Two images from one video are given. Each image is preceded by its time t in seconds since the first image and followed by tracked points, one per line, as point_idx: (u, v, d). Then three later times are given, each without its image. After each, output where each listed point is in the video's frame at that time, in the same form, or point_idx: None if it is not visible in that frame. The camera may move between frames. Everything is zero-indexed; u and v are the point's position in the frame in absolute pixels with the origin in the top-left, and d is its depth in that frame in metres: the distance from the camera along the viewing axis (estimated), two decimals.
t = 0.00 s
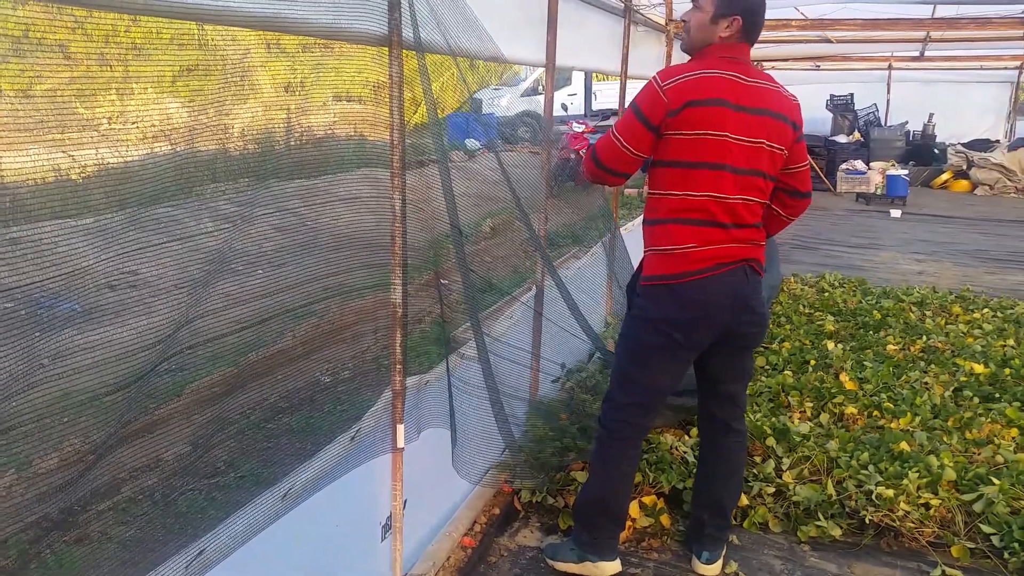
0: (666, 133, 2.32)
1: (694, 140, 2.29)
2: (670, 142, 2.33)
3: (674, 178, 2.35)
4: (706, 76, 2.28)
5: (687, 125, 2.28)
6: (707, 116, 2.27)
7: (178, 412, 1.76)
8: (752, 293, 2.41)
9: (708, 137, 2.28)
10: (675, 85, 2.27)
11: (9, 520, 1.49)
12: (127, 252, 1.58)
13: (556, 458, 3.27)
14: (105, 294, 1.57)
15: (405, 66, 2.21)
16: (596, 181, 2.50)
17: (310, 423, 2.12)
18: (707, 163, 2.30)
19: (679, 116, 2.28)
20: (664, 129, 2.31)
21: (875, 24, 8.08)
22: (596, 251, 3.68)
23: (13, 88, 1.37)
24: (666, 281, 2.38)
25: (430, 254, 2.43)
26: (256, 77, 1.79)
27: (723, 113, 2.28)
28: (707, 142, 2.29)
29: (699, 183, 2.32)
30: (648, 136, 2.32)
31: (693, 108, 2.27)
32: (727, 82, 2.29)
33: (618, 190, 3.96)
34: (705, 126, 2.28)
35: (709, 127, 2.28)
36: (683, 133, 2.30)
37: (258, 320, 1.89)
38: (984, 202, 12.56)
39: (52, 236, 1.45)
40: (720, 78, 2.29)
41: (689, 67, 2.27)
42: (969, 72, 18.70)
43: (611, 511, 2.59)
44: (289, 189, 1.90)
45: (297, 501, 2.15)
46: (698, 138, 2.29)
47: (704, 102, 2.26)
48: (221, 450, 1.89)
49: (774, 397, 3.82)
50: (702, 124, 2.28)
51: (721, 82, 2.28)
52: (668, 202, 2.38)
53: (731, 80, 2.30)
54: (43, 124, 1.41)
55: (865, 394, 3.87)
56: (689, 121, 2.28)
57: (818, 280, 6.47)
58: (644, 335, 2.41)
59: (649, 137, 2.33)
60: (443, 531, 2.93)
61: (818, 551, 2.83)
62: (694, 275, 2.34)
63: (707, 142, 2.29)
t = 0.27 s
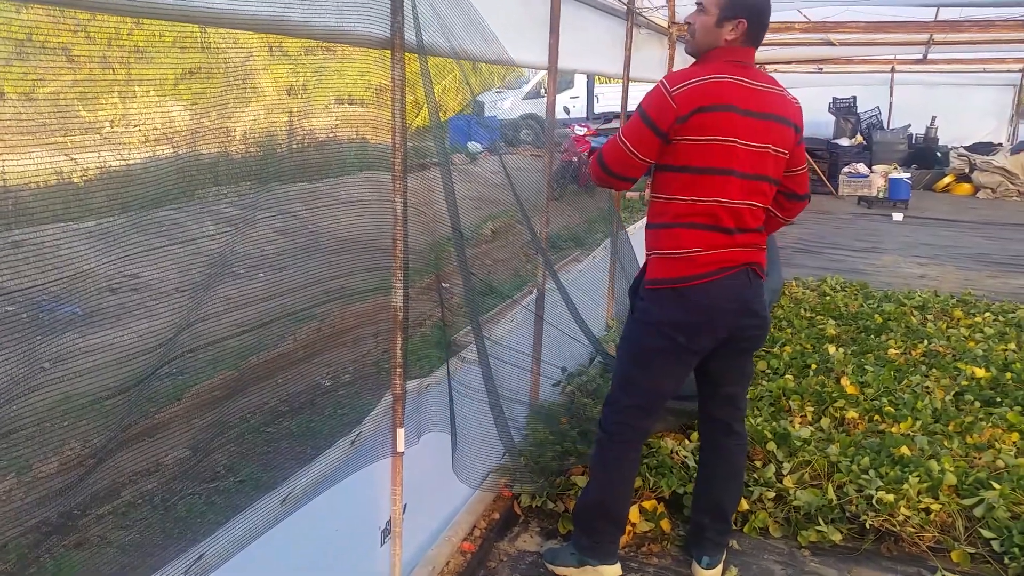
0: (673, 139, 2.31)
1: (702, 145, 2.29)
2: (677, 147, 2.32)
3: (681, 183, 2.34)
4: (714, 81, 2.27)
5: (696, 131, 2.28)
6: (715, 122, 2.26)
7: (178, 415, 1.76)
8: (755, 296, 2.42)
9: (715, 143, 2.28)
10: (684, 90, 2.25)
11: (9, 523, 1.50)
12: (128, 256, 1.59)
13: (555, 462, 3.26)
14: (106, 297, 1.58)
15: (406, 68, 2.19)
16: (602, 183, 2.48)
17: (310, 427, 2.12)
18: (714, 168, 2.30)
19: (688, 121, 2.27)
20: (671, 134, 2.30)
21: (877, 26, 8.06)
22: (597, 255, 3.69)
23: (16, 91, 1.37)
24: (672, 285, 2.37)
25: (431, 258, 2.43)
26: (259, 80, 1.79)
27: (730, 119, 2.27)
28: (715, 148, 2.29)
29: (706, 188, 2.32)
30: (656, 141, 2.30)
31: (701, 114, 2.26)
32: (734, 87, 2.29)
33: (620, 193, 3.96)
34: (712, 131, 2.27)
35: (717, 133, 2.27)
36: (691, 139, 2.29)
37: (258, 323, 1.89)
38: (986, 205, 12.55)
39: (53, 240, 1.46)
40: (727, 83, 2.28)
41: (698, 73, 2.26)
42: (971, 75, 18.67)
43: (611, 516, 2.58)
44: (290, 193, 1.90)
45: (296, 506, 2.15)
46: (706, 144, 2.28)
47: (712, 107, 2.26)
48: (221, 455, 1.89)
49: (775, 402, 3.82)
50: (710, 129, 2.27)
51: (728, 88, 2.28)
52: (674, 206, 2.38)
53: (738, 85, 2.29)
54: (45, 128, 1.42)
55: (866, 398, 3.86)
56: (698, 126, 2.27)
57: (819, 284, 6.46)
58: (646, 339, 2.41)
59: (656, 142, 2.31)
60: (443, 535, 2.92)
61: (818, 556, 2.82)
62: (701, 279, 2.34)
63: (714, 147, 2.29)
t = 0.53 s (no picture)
0: (646, 143, 2.34)
1: (675, 149, 2.31)
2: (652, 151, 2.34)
3: (655, 187, 2.37)
4: (687, 86, 2.29)
5: (668, 135, 2.30)
6: (688, 127, 2.29)
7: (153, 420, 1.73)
8: (731, 300, 2.44)
9: (689, 147, 2.30)
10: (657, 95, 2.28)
11: None
12: (104, 258, 1.57)
13: (534, 465, 3.26)
14: (81, 301, 1.56)
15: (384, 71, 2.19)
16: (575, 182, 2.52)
17: (287, 431, 2.10)
18: (688, 172, 2.32)
19: (661, 125, 2.30)
20: (644, 138, 2.33)
21: (853, 33, 8.18)
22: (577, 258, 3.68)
23: None
24: (647, 287, 2.39)
25: (410, 261, 2.43)
26: (236, 81, 1.78)
27: (703, 124, 2.29)
28: (689, 152, 2.31)
29: (680, 193, 2.34)
30: (628, 144, 2.34)
31: (674, 119, 2.29)
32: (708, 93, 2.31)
33: (598, 196, 3.97)
34: (685, 136, 2.30)
35: (690, 137, 2.30)
36: (664, 143, 2.31)
37: (235, 327, 1.88)
38: (959, 210, 12.76)
39: (26, 241, 1.45)
40: (701, 89, 2.30)
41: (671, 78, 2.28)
42: (944, 82, 18.99)
43: (590, 520, 2.59)
44: (268, 195, 1.89)
45: (273, 510, 2.13)
46: (679, 149, 2.31)
47: (685, 112, 2.28)
48: (197, 459, 1.87)
49: (752, 404, 3.85)
50: (683, 134, 2.30)
51: (702, 93, 2.30)
52: (649, 210, 2.40)
53: (711, 91, 2.32)
54: (19, 129, 1.40)
55: (842, 401, 3.91)
56: (671, 130, 2.29)
57: (795, 288, 6.53)
58: (624, 341, 2.42)
59: (629, 146, 2.34)
60: (421, 539, 2.91)
61: (795, 557, 2.85)
62: (674, 283, 2.36)
63: (688, 151, 2.31)
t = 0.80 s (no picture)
0: (627, 152, 2.37)
1: (654, 161, 2.34)
2: (634, 162, 2.38)
3: (635, 197, 2.40)
4: (667, 100, 2.32)
5: (648, 147, 2.34)
6: (669, 138, 2.32)
7: (139, 437, 1.72)
8: (714, 313, 2.45)
9: (669, 158, 2.33)
10: (636, 108, 2.32)
11: None
12: (90, 275, 1.55)
13: (523, 478, 3.26)
14: (66, 318, 1.53)
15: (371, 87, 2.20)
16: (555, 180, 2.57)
17: (274, 447, 2.09)
18: (669, 185, 2.34)
19: (641, 138, 2.34)
20: (625, 147, 2.37)
21: (837, 46, 8.28)
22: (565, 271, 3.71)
23: None
24: (626, 297, 2.41)
25: (397, 275, 2.43)
26: (222, 95, 1.78)
27: (683, 136, 2.32)
28: (669, 163, 2.33)
29: (659, 203, 2.37)
30: (608, 152, 2.37)
31: (654, 129, 2.32)
32: (689, 105, 2.33)
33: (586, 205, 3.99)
34: (666, 147, 2.32)
35: (671, 150, 2.32)
36: (644, 153, 2.35)
37: (221, 342, 1.88)
38: (944, 220, 12.88)
39: (11, 257, 1.43)
40: (681, 102, 2.33)
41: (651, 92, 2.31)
42: (928, 94, 19.21)
43: (579, 533, 2.59)
44: (254, 210, 1.89)
45: (259, 528, 2.12)
46: (659, 160, 2.33)
47: (664, 124, 2.31)
48: (182, 476, 1.86)
49: (739, 416, 3.87)
50: (663, 145, 2.32)
51: (682, 106, 2.32)
52: (631, 221, 2.42)
53: (692, 104, 2.34)
54: (4, 143, 1.40)
55: (829, 412, 3.93)
56: (650, 142, 2.33)
57: (782, 299, 6.57)
58: (611, 354, 2.43)
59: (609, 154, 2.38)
60: (410, 555, 2.89)
61: (783, 569, 2.86)
62: (654, 294, 2.38)
63: (668, 162, 2.33)
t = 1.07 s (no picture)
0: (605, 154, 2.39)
1: (631, 167, 2.36)
2: (612, 168, 2.40)
3: (613, 201, 2.40)
4: (644, 106, 2.35)
5: (624, 152, 2.36)
6: (647, 142, 2.33)
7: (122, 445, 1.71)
8: (692, 322, 2.43)
9: (647, 163, 2.34)
10: (613, 114, 2.34)
11: None
12: (73, 281, 1.55)
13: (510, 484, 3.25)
14: (49, 324, 1.53)
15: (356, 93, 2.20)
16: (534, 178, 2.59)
17: (259, 455, 2.08)
18: (646, 189, 2.35)
19: (618, 143, 2.36)
20: (604, 150, 2.39)
21: (820, 55, 8.36)
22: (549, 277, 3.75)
23: None
24: (604, 302, 2.40)
25: (383, 281, 2.43)
26: (206, 101, 1.77)
27: (660, 143, 2.34)
28: (647, 168, 2.35)
29: (637, 208, 2.37)
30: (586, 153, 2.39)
31: (633, 133, 2.33)
32: (665, 112, 2.35)
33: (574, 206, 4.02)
34: (643, 152, 2.34)
35: (648, 155, 2.34)
36: (622, 156, 2.36)
37: (206, 349, 1.87)
38: (926, 227, 13.02)
39: None
40: (658, 108, 2.35)
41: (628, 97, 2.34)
42: (910, 102, 19.43)
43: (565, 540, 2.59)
44: (238, 216, 1.88)
45: (243, 536, 2.09)
46: (637, 164, 2.35)
47: (641, 130, 2.33)
48: (166, 484, 1.84)
49: (725, 421, 3.89)
50: (642, 149, 2.34)
51: (659, 112, 2.35)
52: (609, 227, 2.42)
53: (669, 111, 2.36)
54: None
55: (813, 417, 3.96)
56: (627, 147, 2.35)
57: (766, 305, 6.60)
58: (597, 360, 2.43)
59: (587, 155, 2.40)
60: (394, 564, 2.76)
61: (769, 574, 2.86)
62: (631, 300, 2.37)
63: (646, 167, 2.35)
